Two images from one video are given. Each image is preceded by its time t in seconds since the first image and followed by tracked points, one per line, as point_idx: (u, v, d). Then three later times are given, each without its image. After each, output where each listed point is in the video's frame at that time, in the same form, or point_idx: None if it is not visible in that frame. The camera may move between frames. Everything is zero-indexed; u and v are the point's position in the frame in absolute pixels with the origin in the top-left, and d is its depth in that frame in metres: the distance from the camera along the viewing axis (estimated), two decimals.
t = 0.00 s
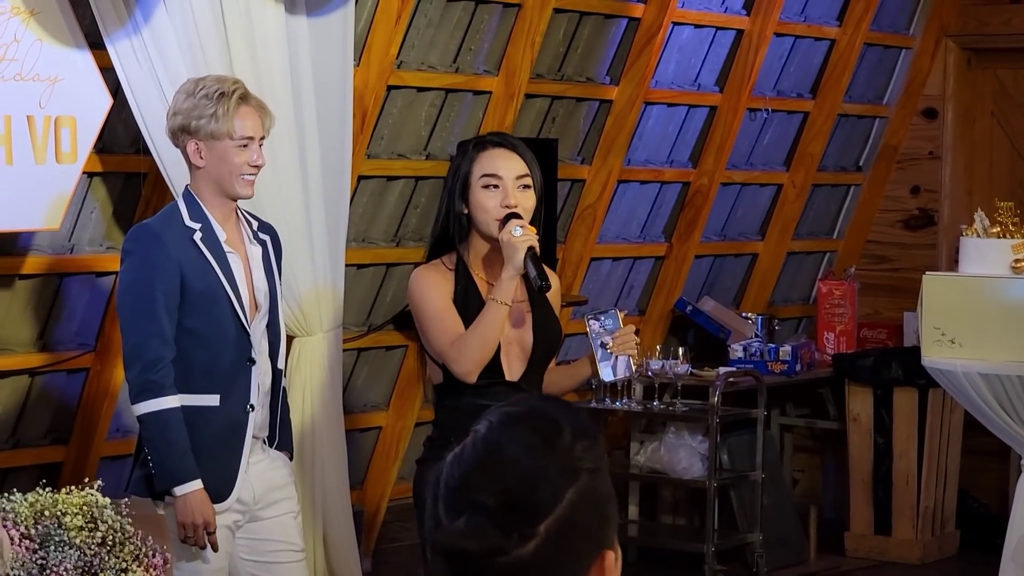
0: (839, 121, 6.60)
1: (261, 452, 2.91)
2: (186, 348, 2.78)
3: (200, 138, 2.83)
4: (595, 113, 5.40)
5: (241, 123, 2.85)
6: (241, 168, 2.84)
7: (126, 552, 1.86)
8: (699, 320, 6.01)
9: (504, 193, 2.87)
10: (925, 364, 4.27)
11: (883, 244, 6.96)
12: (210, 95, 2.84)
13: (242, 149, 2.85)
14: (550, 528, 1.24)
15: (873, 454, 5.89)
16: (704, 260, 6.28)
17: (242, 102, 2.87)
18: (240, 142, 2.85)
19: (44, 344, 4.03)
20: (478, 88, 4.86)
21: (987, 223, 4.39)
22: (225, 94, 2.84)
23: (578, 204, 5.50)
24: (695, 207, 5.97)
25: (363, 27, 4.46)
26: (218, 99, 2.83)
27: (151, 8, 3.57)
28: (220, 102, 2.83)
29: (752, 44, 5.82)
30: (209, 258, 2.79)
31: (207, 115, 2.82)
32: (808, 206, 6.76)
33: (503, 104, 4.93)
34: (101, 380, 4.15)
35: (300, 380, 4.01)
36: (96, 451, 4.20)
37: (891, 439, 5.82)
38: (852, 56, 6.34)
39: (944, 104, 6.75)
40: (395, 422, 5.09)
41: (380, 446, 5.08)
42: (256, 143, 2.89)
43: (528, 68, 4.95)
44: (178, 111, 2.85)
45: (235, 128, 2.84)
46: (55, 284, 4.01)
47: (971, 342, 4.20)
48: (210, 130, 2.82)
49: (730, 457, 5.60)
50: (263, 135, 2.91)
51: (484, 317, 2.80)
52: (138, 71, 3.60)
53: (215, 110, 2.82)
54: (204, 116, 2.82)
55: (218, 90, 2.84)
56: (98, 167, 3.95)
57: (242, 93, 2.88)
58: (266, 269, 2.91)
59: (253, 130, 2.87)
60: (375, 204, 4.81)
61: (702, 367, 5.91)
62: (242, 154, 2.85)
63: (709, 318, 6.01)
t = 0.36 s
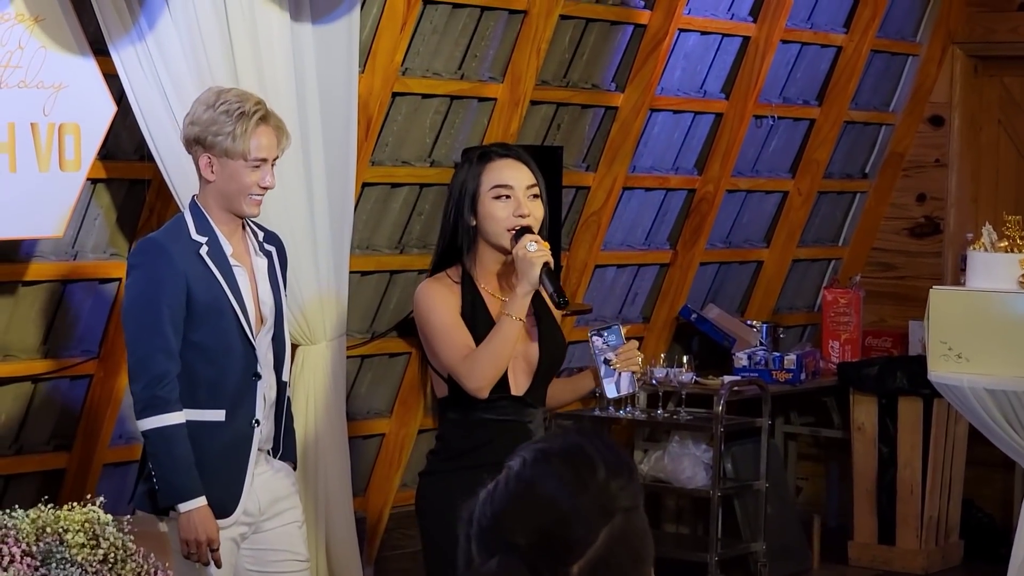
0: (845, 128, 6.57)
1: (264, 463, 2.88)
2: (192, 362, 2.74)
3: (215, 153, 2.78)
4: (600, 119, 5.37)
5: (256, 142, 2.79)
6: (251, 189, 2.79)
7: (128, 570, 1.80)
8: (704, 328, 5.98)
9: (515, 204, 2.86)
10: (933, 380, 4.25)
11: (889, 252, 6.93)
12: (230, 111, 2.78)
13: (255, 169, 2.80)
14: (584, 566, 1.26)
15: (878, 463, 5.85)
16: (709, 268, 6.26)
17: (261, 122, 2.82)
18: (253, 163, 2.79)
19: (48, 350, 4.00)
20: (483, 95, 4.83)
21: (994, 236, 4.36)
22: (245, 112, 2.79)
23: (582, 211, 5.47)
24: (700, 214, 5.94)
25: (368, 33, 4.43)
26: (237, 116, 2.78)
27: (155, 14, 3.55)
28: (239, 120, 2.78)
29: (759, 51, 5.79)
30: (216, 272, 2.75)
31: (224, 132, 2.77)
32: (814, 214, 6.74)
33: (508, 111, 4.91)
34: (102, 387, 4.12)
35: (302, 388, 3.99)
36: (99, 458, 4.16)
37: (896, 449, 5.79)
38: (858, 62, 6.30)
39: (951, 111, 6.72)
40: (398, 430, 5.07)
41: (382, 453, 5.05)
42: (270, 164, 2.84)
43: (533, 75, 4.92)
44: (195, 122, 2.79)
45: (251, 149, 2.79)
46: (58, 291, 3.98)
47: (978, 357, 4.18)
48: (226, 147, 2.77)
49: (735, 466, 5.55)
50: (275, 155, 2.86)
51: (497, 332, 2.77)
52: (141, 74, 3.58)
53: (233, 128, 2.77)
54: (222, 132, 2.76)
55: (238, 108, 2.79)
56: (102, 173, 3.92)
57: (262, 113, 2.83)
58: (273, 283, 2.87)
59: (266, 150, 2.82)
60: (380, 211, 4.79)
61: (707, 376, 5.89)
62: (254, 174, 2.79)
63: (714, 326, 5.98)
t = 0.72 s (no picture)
0: (851, 141, 6.55)
1: (269, 488, 2.87)
2: (197, 393, 2.74)
3: (251, 207, 2.76)
4: (606, 133, 5.35)
5: (296, 220, 2.76)
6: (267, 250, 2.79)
7: None
8: (709, 342, 5.96)
9: (524, 223, 2.85)
10: (937, 405, 4.07)
11: (895, 264, 6.91)
12: (287, 182, 2.74)
13: (278, 240, 2.78)
14: None
15: (883, 478, 5.82)
16: (714, 281, 6.24)
17: (312, 199, 2.79)
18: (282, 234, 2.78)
19: (48, 367, 4.00)
20: (488, 109, 4.82)
21: (1001, 260, 4.33)
22: (302, 190, 2.76)
23: (588, 225, 5.46)
24: (706, 227, 5.93)
25: (372, 48, 4.42)
26: (291, 189, 2.74)
27: (157, 29, 3.50)
28: (292, 195, 2.74)
29: (765, 64, 5.78)
30: (225, 303, 2.74)
31: (273, 201, 2.73)
32: (820, 227, 6.72)
33: (513, 124, 4.89)
34: (102, 404, 4.11)
35: (305, 407, 3.97)
36: (99, 474, 4.15)
37: (900, 464, 5.76)
38: (865, 76, 6.28)
39: (958, 124, 6.70)
40: (401, 444, 5.06)
41: (386, 467, 5.04)
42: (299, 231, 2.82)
43: (539, 89, 4.90)
44: (251, 168, 2.76)
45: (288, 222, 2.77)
46: (58, 307, 3.97)
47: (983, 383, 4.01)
48: (263, 211, 2.74)
49: (739, 480, 5.56)
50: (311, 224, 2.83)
51: (517, 354, 2.72)
52: (144, 94, 3.53)
53: (283, 201, 2.74)
54: (269, 197, 2.73)
55: (296, 181, 2.75)
56: (103, 188, 3.91)
57: (317, 189, 2.79)
58: (280, 310, 2.88)
59: (302, 225, 2.79)
60: (384, 225, 4.78)
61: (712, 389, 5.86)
62: (275, 242, 2.78)
63: (719, 340, 5.96)
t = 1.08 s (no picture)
0: (865, 139, 6.51)
1: (296, 500, 2.86)
2: (233, 412, 2.72)
3: (301, 207, 2.74)
4: (618, 132, 5.33)
5: (347, 202, 2.74)
6: (332, 246, 2.74)
7: None
8: (720, 342, 5.90)
9: (533, 228, 2.82)
10: (951, 415, 4.19)
11: (908, 263, 6.87)
12: (322, 167, 2.74)
13: (342, 227, 2.74)
14: None
15: (895, 479, 5.78)
16: (726, 280, 6.21)
17: (355, 181, 2.77)
18: (342, 223, 2.74)
19: (57, 368, 3.98)
20: (500, 109, 4.79)
21: (1016, 267, 4.30)
22: (338, 170, 2.74)
23: (599, 224, 5.43)
24: (718, 227, 5.88)
25: (384, 48, 4.39)
26: (329, 173, 2.73)
27: (167, 31, 3.48)
28: (330, 177, 2.73)
29: (778, 63, 5.74)
30: (275, 325, 2.71)
31: (315, 188, 2.72)
32: (833, 225, 6.67)
33: (525, 125, 4.86)
34: (111, 405, 4.07)
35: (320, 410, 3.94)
36: (109, 475, 4.11)
37: (913, 465, 5.73)
38: (879, 74, 6.24)
39: (972, 122, 6.65)
40: (410, 443, 5.02)
41: (395, 468, 5.01)
42: (359, 224, 2.79)
43: (551, 89, 4.87)
44: (287, 172, 2.75)
45: (340, 207, 2.73)
46: (67, 307, 3.94)
47: (998, 394, 4.11)
48: (313, 203, 2.72)
49: (750, 481, 5.50)
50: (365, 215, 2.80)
51: (536, 361, 2.68)
52: (153, 97, 3.51)
53: (323, 184, 2.72)
54: (311, 187, 2.72)
55: (332, 164, 2.74)
56: (113, 190, 3.89)
57: (356, 172, 2.78)
58: (329, 335, 2.85)
59: (357, 209, 2.76)
60: (394, 224, 4.75)
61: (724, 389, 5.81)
62: (340, 232, 2.74)
63: (730, 340, 5.91)
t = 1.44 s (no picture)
0: (875, 121, 6.48)
1: (362, 488, 2.65)
2: (300, 407, 2.55)
3: (342, 185, 2.56)
4: (627, 115, 5.30)
5: (385, 167, 2.55)
6: (384, 217, 2.55)
7: None
8: (729, 325, 5.92)
9: (546, 220, 2.75)
10: (961, 403, 4.17)
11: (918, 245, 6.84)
12: (351, 139, 2.55)
13: (387, 195, 2.55)
14: None
15: (903, 462, 5.76)
16: (735, 262, 6.19)
17: (387, 145, 2.58)
18: (385, 188, 2.55)
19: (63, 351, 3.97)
20: (508, 91, 4.76)
21: None
22: (367, 137, 2.56)
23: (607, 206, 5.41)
24: (726, 209, 5.86)
25: (391, 30, 4.35)
26: (359, 143, 2.54)
27: (173, 17, 3.49)
28: (362, 147, 2.54)
29: (788, 45, 5.71)
30: (337, 318, 2.54)
31: (349, 160, 2.53)
32: (842, 207, 6.66)
33: (533, 107, 4.84)
34: (117, 388, 4.06)
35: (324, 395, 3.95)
36: (113, 458, 4.11)
37: (921, 449, 5.70)
38: (889, 56, 6.22)
39: (982, 104, 6.61)
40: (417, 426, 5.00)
41: (401, 451, 5.00)
42: (404, 189, 2.59)
43: (560, 71, 4.84)
44: (319, 157, 2.57)
45: (380, 174, 2.55)
46: (72, 290, 3.93)
47: (1008, 382, 4.10)
48: (352, 178, 2.54)
49: (757, 464, 5.47)
50: (410, 179, 2.61)
51: (539, 353, 2.66)
52: (159, 81, 3.56)
53: (357, 154, 2.53)
54: (345, 161, 2.53)
55: (360, 133, 2.56)
56: (118, 172, 3.86)
57: (386, 136, 2.59)
58: (391, 324, 2.67)
59: (398, 174, 2.58)
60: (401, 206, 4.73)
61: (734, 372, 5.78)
62: (388, 201, 2.55)
63: (739, 323, 5.90)
